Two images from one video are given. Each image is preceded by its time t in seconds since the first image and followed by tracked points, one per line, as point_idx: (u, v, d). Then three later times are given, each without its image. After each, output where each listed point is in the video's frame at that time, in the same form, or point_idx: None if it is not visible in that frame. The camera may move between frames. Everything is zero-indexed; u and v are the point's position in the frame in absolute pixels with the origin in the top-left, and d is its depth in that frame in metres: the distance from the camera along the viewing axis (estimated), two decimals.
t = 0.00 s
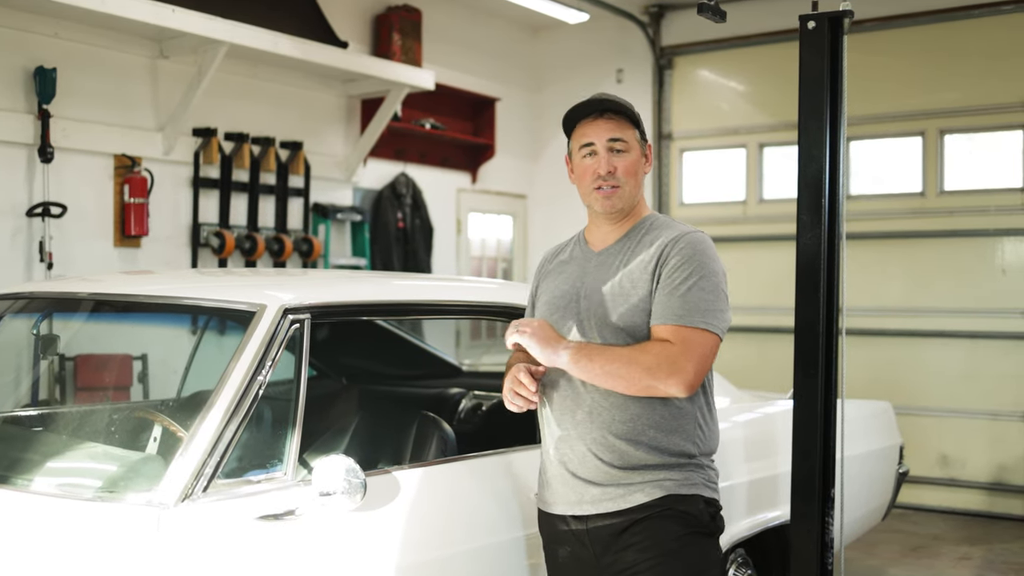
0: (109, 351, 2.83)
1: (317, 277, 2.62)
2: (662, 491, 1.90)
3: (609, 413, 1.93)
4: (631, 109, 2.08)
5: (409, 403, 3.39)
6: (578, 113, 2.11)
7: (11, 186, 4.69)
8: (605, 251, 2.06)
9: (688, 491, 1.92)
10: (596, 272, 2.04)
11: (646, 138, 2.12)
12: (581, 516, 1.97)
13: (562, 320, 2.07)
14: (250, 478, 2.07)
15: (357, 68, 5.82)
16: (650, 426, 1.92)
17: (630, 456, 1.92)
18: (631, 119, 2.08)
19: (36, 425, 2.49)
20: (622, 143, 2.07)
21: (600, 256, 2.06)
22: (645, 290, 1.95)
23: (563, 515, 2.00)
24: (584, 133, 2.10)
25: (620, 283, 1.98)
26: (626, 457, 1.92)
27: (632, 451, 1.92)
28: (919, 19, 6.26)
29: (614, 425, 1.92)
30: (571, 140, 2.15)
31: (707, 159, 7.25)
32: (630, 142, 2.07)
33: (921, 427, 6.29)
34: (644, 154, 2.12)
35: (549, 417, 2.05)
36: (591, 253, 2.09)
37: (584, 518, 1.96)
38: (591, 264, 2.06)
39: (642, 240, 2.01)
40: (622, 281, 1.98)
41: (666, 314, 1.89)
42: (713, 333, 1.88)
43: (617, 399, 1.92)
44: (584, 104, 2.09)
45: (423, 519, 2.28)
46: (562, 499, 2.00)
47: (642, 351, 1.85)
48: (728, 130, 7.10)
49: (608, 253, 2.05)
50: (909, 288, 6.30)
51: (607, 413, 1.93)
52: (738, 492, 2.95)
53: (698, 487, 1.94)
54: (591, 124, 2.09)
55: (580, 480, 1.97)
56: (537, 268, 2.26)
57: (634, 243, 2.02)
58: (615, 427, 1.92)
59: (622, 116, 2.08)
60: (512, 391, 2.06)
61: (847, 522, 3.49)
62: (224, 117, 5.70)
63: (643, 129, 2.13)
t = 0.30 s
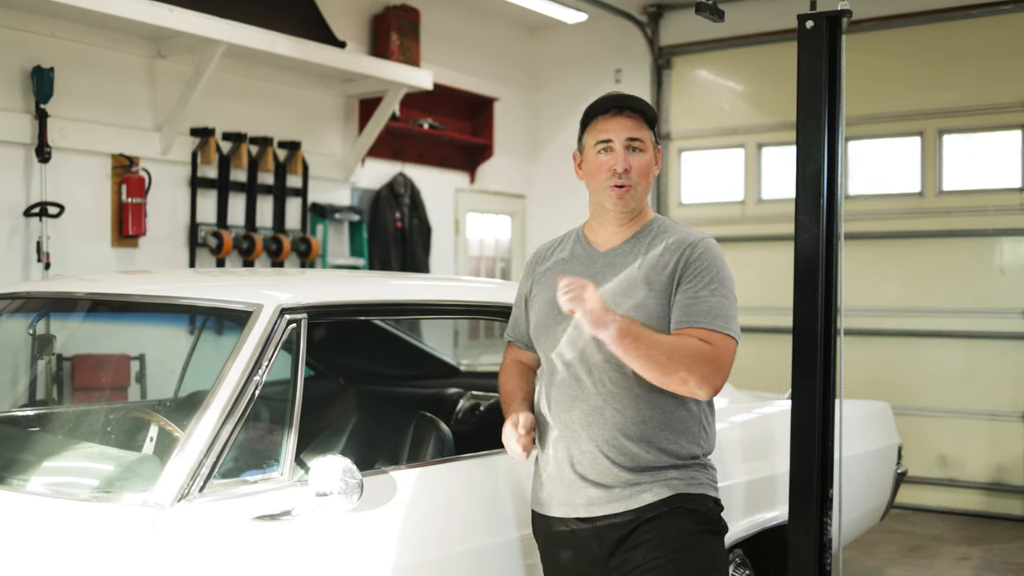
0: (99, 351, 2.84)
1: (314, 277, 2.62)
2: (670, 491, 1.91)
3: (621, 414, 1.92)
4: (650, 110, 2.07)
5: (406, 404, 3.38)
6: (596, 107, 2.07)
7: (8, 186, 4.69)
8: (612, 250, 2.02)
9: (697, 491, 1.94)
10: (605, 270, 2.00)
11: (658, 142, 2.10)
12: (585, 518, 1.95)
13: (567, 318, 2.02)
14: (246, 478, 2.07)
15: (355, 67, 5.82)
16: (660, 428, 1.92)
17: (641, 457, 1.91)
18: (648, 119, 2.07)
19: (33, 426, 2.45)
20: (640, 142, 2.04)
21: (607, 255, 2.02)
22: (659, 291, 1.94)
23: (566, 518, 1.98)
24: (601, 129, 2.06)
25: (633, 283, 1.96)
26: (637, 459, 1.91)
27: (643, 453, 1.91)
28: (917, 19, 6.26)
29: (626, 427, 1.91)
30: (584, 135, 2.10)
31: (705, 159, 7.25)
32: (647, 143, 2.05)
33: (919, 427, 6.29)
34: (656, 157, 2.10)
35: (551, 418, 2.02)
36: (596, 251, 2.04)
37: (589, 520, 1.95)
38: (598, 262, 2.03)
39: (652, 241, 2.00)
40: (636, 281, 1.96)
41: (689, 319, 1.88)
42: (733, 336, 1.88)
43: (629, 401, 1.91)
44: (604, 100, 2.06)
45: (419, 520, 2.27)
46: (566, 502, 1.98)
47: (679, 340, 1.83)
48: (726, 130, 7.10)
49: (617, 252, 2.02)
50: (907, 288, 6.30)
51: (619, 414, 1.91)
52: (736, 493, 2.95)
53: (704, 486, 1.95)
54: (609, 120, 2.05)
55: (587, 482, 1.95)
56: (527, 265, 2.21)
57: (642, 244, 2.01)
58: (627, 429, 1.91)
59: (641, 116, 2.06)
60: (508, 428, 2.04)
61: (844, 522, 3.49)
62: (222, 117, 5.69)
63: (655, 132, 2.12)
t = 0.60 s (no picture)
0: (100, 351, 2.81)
1: (313, 277, 2.61)
2: (674, 490, 1.91)
3: (631, 414, 1.92)
4: (667, 119, 2.05)
5: (405, 404, 3.37)
6: (613, 105, 2.06)
7: (8, 185, 4.68)
8: (623, 250, 2.01)
9: (702, 489, 1.94)
10: (617, 269, 1.99)
11: (673, 150, 2.08)
12: (588, 518, 1.94)
13: (577, 316, 1.99)
14: (244, 479, 2.06)
15: (354, 67, 5.81)
16: (668, 431, 1.94)
17: (649, 458, 1.92)
18: (664, 127, 2.06)
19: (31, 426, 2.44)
20: (651, 147, 2.03)
21: (616, 255, 2.01)
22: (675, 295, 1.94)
23: (568, 518, 1.97)
24: (615, 128, 2.06)
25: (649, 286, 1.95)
26: (645, 460, 1.92)
27: (651, 453, 1.92)
28: (916, 19, 6.26)
29: (636, 427, 1.91)
30: (600, 130, 2.10)
31: (704, 159, 7.25)
32: (658, 148, 2.04)
33: (918, 427, 6.29)
34: (669, 164, 2.08)
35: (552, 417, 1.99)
36: (604, 249, 2.03)
37: (592, 520, 1.94)
38: (610, 262, 2.01)
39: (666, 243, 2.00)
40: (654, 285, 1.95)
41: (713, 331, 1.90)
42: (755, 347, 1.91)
43: (639, 402, 1.91)
44: (621, 99, 2.05)
45: (418, 520, 2.27)
46: (568, 502, 1.96)
47: (727, 361, 1.83)
48: (725, 130, 7.10)
49: (629, 252, 2.00)
50: (906, 288, 6.29)
51: (631, 415, 1.91)
52: (735, 493, 2.95)
53: (708, 485, 1.96)
54: (625, 119, 2.04)
55: (592, 482, 1.93)
56: (523, 257, 2.15)
57: (655, 246, 2.00)
58: (638, 429, 1.92)
59: (658, 121, 2.05)
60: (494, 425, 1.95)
61: (844, 522, 3.49)
62: (221, 116, 5.68)
63: (673, 140, 2.10)
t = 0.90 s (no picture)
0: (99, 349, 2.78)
1: (310, 277, 2.61)
2: (672, 492, 1.93)
3: (635, 415, 1.92)
4: (676, 121, 2.04)
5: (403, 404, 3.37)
6: (620, 109, 2.02)
7: (6, 185, 4.68)
8: (630, 251, 2.00)
9: (701, 492, 1.96)
10: (626, 270, 1.98)
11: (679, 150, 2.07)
12: (586, 519, 1.93)
13: (580, 316, 1.97)
14: (240, 479, 2.06)
15: (352, 67, 5.81)
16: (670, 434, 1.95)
17: (651, 460, 1.93)
18: (671, 129, 2.04)
19: (28, 426, 2.44)
20: (661, 150, 2.00)
21: (623, 256, 1.99)
22: (683, 301, 1.97)
23: (565, 519, 1.95)
24: (624, 131, 2.01)
25: (659, 289, 1.96)
26: (647, 462, 1.93)
27: (653, 455, 1.93)
28: (915, 19, 6.25)
29: (639, 428, 1.92)
30: (605, 134, 2.06)
31: (702, 159, 7.25)
32: (667, 151, 2.01)
33: (917, 427, 6.28)
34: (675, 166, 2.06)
35: (551, 416, 1.97)
36: (609, 251, 2.01)
37: (590, 522, 1.92)
38: (615, 261, 1.99)
39: (672, 247, 2.01)
40: (661, 288, 1.96)
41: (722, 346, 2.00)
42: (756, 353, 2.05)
43: (645, 405, 1.92)
44: (629, 102, 2.01)
45: (414, 521, 2.27)
46: (565, 503, 1.94)
47: (730, 392, 1.98)
48: (724, 130, 7.10)
49: (635, 252, 2.00)
50: (905, 288, 6.29)
51: (637, 417, 1.92)
52: (733, 493, 2.94)
53: (705, 487, 1.99)
54: (634, 122, 2.01)
55: (591, 483, 1.92)
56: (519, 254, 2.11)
57: (662, 249, 2.00)
58: (641, 431, 1.92)
59: (666, 123, 2.03)
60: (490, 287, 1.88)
61: (841, 523, 3.48)
62: (219, 116, 5.68)
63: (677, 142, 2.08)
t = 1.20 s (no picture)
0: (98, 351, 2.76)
1: (308, 277, 2.60)
2: (678, 491, 1.92)
3: (638, 417, 1.91)
4: (676, 118, 2.05)
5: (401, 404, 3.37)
6: (621, 106, 2.02)
7: (3, 184, 4.67)
8: (630, 251, 2.00)
9: (704, 491, 1.97)
10: (627, 272, 1.98)
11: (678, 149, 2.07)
12: (590, 520, 1.91)
13: (581, 319, 1.96)
14: (235, 480, 2.05)
15: (350, 67, 5.80)
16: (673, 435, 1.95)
17: (654, 462, 1.92)
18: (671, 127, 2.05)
19: (25, 426, 2.44)
20: (662, 145, 2.01)
21: (623, 257, 1.99)
22: (684, 302, 1.96)
23: (568, 521, 1.93)
24: (625, 127, 2.02)
25: (660, 291, 1.96)
26: (650, 464, 1.92)
27: (656, 457, 1.92)
28: (914, 19, 6.24)
29: (643, 431, 1.91)
30: (605, 130, 2.06)
31: (701, 159, 7.25)
32: (668, 147, 2.02)
33: (916, 427, 6.28)
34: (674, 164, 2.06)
35: (551, 419, 1.96)
36: (608, 250, 2.00)
37: (593, 523, 1.91)
38: (616, 263, 1.99)
39: (671, 248, 2.01)
40: (663, 289, 1.96)
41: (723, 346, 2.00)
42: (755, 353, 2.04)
43: (648, 407, 1.92)
44: (630, 98, 2.02)
45: (411, 521, 2.26)
46: (567, 505, 1.93)
47: (731, 391, 1.97)
48: (722, 130, 7.09)
49: (636, 253, 1.99)
50: (904, 288, 6.29)
51: (640, 419, 1.91)
52: (730, 494, 2.93)
53: (707, 486, 1.99)
54: (635, 119, 2.01)
55: (594, 486, 1.91)
56: (516, 256, 2.09)
57: (661, 249, 2.00)
58: (645, 433, 1.91)
59: (666, 120, 2.03)
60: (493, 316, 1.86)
61: (839, 524, 3.47)
62: (217, 116, 5.68)
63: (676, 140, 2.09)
